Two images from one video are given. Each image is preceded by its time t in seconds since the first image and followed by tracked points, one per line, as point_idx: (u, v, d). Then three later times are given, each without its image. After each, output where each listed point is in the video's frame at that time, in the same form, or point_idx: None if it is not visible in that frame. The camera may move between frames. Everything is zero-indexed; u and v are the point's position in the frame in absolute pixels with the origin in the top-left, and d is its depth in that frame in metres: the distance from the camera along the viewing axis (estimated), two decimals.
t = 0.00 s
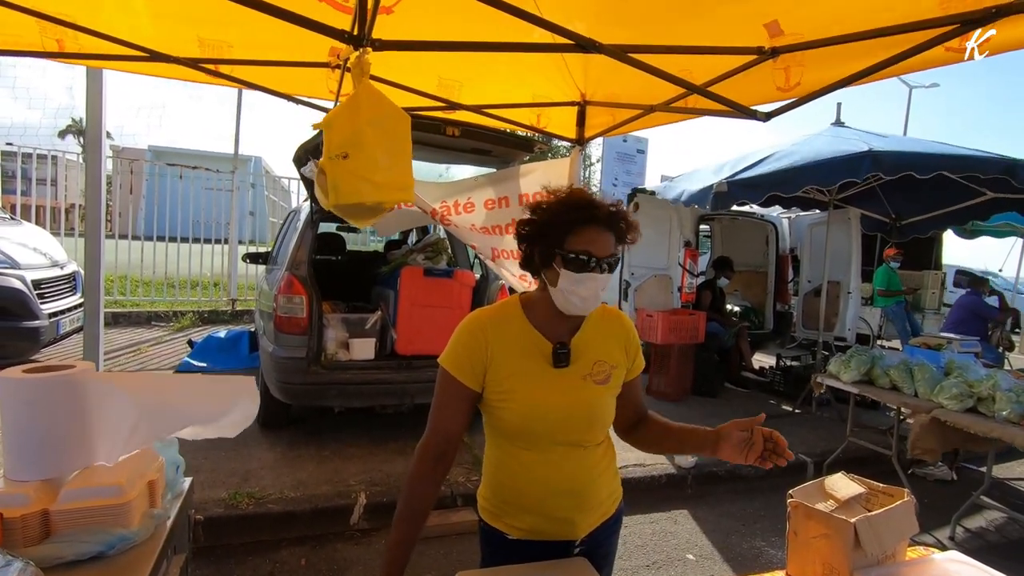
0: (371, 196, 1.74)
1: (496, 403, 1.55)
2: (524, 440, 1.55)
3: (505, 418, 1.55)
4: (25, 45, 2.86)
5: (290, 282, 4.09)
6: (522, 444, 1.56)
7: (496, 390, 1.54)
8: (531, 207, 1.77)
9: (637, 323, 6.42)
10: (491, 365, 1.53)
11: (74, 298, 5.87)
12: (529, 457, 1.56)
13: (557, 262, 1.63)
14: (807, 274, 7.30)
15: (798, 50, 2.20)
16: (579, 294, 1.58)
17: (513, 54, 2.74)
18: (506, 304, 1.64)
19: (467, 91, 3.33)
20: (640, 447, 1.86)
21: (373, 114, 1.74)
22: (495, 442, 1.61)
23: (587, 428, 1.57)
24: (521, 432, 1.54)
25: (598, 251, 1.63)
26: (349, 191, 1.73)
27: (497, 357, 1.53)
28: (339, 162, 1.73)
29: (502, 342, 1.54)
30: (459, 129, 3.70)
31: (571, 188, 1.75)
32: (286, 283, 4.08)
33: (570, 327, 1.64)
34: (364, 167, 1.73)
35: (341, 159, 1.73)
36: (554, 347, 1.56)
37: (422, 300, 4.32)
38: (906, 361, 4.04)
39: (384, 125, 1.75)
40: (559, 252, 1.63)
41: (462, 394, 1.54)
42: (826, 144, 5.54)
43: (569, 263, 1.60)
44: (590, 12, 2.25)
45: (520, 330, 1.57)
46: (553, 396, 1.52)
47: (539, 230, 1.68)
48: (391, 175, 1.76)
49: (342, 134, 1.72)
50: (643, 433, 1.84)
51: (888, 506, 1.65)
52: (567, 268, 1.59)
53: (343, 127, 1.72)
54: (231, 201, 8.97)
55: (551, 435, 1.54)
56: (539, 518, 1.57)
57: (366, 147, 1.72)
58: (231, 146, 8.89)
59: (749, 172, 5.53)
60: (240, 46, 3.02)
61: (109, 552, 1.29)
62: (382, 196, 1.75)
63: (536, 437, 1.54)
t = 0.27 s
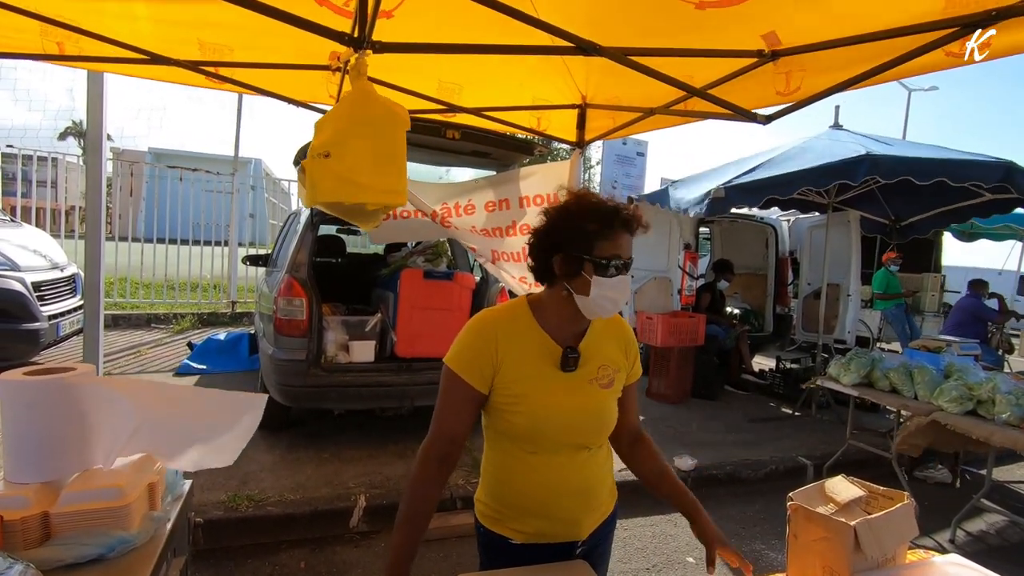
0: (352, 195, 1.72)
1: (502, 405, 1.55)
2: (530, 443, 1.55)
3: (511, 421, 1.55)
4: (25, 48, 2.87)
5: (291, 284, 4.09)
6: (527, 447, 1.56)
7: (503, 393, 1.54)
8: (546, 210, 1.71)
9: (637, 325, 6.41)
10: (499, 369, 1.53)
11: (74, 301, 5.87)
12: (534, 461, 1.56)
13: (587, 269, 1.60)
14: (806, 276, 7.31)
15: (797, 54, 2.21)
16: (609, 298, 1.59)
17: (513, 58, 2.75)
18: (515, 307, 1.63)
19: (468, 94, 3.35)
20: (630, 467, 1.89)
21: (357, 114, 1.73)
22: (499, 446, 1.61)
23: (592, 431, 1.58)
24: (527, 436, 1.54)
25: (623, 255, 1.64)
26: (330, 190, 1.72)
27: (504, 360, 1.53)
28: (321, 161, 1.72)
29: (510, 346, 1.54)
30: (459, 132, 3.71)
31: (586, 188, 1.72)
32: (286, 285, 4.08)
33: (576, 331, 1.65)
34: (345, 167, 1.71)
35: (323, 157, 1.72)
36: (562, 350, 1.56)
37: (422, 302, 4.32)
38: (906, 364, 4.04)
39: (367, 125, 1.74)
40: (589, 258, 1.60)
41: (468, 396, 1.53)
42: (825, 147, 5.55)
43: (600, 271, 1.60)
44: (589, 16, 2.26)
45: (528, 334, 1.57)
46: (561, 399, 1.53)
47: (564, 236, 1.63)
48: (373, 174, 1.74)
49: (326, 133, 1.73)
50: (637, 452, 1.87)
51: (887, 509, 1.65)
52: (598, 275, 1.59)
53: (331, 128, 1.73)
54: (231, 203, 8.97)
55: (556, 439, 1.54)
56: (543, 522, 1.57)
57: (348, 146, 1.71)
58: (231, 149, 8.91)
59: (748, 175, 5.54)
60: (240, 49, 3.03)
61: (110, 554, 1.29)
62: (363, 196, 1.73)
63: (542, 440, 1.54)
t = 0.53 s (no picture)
0: (326, 197, 1.71)
1: (499, 409, 1.55)
2: (527, 447, 1.55)
3: (508, 425, 1.55)
4: (22, 50, 2.87)
5: (289, 286, 4.09)
6: (523, 451, 1.56)
7: (500, 397, 1.54)
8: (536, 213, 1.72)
9: (635, 327, 6.41)
10: (496, 372, 1.53)
11: (71, 303, 5.86)
12: (531, 465, 1.56)
13: (582, 269, 1.61)
14: (804, 278, 7.32)
15: (794, 57, 2.21)
16: (606, 295, 1.58)
17: (511, 61, 2.76)
18: (512, 310, 1.63)
19: (466, 97, 3.35)
20: (632, 481, 1.77)
21: (341, 117, 1.74)
22: (496, 450, 1.61)
23: (589, 435, 1.58)
24: (524, 440, 1.54)
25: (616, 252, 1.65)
26: (308, 190, 1.73)
27: (501, 365, 1.53)
28: (304, 162, 1.75)
29: (507, 350, 1.54)
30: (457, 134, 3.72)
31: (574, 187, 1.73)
32: (284, 287, 4.08)
33: (573, 335, 1.65)
34: (323, 167, 1.72)
35: (307, 159, 1.75)
36: (559, 354, 1.56)
37: (420, 305, 4.32)
38: (903, 366, 4.04)
39: (350, 128, 1.74)
40: (584, 257, 1.61)
41: (465, 400, 1.54)
42: (823, 149, 5.57)
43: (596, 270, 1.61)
44: (586, 19, 2.27)
45: (525, 338, 1.57)
46: (557, 404, 1.53)
47: (557, 237, 1.63)
48: (349, 177, 1.72)
49: (312, 136, 1.77)
50: (641, 467, 1.75)
51: (884, 511, 1.65)
52: (594, 274, 1.60)
53: (316, 130, 1.76)
54: (229, 206, 8.97)
55: (553, 443, 1.54)
56: (540, 525, 1.57)
57: (326, 148, 1.72)
58: (230, 151, 8.91)
59: (746, 178, 5.55)
60: (237, 51, 3.03)
61: (104, 558, 1.29)
62: (338, 197, 1.71)
63: (539, 444, 1.54)
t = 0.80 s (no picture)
0: (323, 201, 1.73)
1: (491, 415, 1.55)
2: (519, 452, 1.55)
3: (500, 430, 1.55)
4: (19, 54, 2.87)
5: (286, 289, 4.09)
6: (516, 456, 1.56)
7: (491, 403, 1.54)
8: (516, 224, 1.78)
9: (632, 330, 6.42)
10: (486, 379, 1.54)
11: (68, 306, 5.85)
12: (524, 469, 1.56)
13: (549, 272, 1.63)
14: (801, 281, 7.34)
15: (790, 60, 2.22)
16: (574, 299, 1.58)
17: (508, 64, 2.77)
18: (500, 316, 1.63)
19: (463, 100, 3.36)
20: (636, 484, 1.76)
21: (335, 121, 1.75)
22: (491, 453, 1.61)
23: (583, 440, 1.56)
24: (516, 444, 1.54)
25: (587, 255, 1.64)
26: (306, 196, 1.75)
27: (491, 369, 1.53)
28: (302, 168, 1.78)
29: (497, 356, 1.54)
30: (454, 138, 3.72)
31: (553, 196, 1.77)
32: (281, 290, 4.08)
33: (564, 339, 1.64)
34: (320, 172, 1.73)
35: (305, 165, 1.77)
36: (549, 359, 1.56)
37: (417, 308, 4.33)
38: (900, 368, 4.05)
39: (345, 132, 1.75)
40: (549, 261, 1.63)
41: (457, 405, 1.54)
42: (819, 152, 5.59)
43: (563, 272, 1.61)
44: (583, 23, 2.28)
45: (516, 342, 1.57)
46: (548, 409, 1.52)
47: (528, 244, 1.69)
48: (346, 181, 1.73)
49: (309, 142, 1.78)
50: (643, 467, 1.75)
51: (879, 514, 1.65)
52: (560, 277, 1.60)
53: (314, 136, 1.77)
54: (226, 208, 8.96)
55: (545, 448, 1.54)
56: (534, 530, 1.56)
57: (323, 152, 1.73)
58: (227, 154, 8.92)
59: (742, 181, 5.56)
60: (234, 54, 3.04)
61: (97, 563, 1.28)
62: (336, 202, 1.73)
63: (532, 449, 1.54)
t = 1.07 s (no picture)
0: (338, 204, 1.72)
1: (488, 419, 1.55)
2: (518, 456, 1.55)
3: (498, 434, 1.54)
4: (15, 56, 2.87)
5: (283, 291, 4.08)
6: (515, 460, 1.56)
7: (488, 407, 1.54)
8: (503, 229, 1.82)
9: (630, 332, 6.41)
10: (482, 383, 1.53)
11: (64, 309, 5.83)
12: (523, 473, 1.55)
13: (539, 258, 1.64)
14: (798, 282, 7.35)
15: (787, 62, 2.22)
16: (562, 278, 1.58)
17: (504, 66, 2.77)
18: (496, 318, 1.64)
19: (460, 102, 3.36)
20: (637, 485, 1.76)
21: (342, 124, 1.74)
22: (490, 457, 1.61)
23: (581, 444, 1.55)
24: (514, 448, 1.54)
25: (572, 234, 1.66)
26: (319, 200, 1.73)
27: (488, 373, 1.53)
28: (311, 174, 1.76)
29: (493, 360, 1.54)
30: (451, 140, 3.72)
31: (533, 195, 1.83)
32: (278, 293, 4.07)
33: (562, 340, 1.63)
34: (331, 176, 1.72)
35: (313, 170, 1.75)
36: (545, 362, 1.55)
37: (415, 310, 4.32)
38: (897, 369, 4.06)
39: (353, 135, 1.74)
40: (536, 245, 1.65)
41: (455, 409, 1.54)
42: (815, 154, 5.60)
43: (552, 253, 1.62)
44: (580, 26, 2.28)
45: (512, 345, 1.56)
46: (545, 413, 1.51)
47: (515, 240, 1.72)
48: (359, 183, 1.73)
49: (315, 148, 1.77)
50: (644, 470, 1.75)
51: (877, 516, 1.65)
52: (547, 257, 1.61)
53: (318, 140, 1.77)
54: (223, 211, 8.95)
55: (543, 452, 1.53)
56: (534, 534, 1.56)
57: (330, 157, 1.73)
58: (225, 156, 8.91)
59: (739, 183, 5.58)
60: (231, 56, 3.04)
61: (90, 568, 1.27)
62: (351, 205, 1.72)
63: (530, 453, 1.53)
